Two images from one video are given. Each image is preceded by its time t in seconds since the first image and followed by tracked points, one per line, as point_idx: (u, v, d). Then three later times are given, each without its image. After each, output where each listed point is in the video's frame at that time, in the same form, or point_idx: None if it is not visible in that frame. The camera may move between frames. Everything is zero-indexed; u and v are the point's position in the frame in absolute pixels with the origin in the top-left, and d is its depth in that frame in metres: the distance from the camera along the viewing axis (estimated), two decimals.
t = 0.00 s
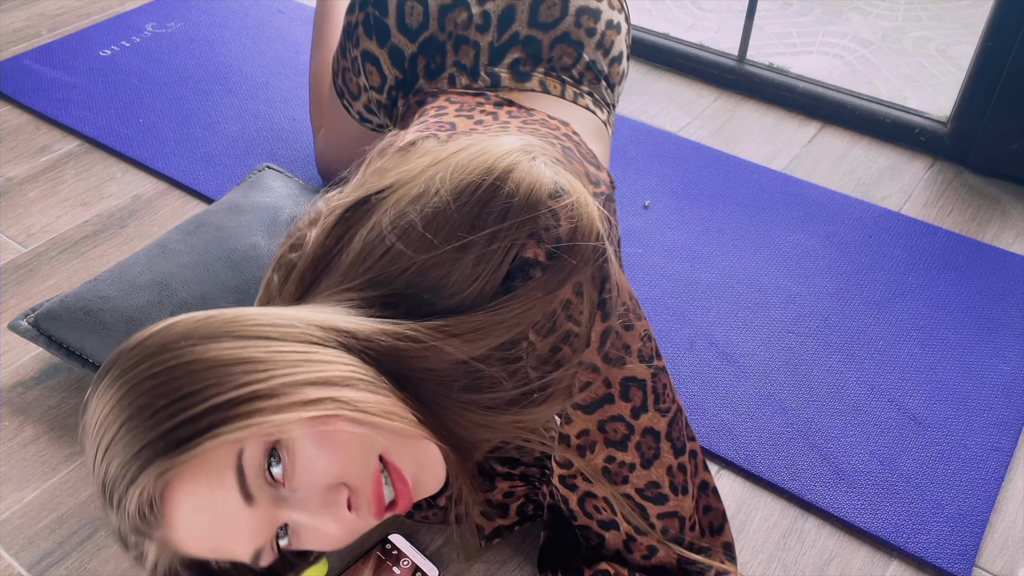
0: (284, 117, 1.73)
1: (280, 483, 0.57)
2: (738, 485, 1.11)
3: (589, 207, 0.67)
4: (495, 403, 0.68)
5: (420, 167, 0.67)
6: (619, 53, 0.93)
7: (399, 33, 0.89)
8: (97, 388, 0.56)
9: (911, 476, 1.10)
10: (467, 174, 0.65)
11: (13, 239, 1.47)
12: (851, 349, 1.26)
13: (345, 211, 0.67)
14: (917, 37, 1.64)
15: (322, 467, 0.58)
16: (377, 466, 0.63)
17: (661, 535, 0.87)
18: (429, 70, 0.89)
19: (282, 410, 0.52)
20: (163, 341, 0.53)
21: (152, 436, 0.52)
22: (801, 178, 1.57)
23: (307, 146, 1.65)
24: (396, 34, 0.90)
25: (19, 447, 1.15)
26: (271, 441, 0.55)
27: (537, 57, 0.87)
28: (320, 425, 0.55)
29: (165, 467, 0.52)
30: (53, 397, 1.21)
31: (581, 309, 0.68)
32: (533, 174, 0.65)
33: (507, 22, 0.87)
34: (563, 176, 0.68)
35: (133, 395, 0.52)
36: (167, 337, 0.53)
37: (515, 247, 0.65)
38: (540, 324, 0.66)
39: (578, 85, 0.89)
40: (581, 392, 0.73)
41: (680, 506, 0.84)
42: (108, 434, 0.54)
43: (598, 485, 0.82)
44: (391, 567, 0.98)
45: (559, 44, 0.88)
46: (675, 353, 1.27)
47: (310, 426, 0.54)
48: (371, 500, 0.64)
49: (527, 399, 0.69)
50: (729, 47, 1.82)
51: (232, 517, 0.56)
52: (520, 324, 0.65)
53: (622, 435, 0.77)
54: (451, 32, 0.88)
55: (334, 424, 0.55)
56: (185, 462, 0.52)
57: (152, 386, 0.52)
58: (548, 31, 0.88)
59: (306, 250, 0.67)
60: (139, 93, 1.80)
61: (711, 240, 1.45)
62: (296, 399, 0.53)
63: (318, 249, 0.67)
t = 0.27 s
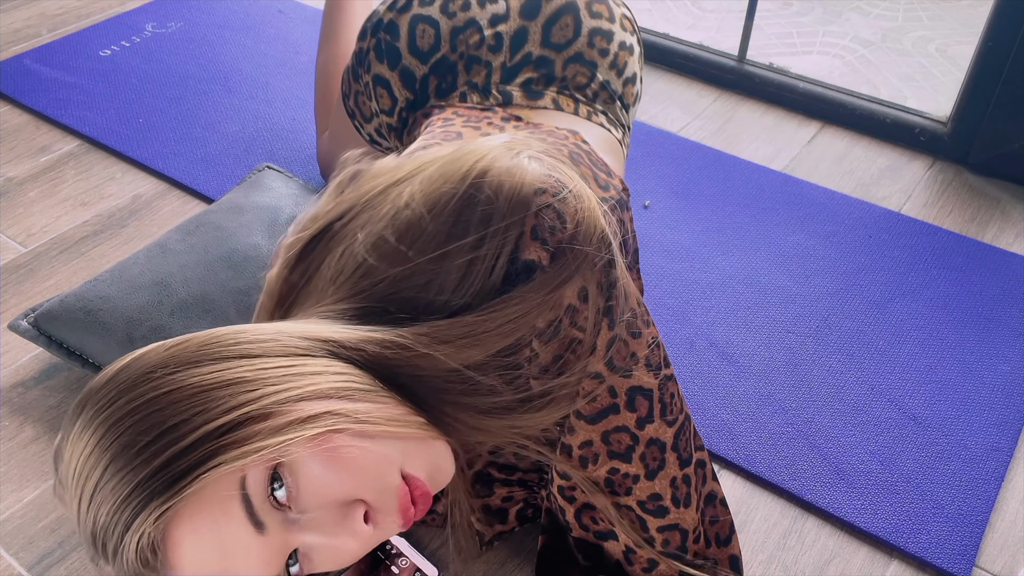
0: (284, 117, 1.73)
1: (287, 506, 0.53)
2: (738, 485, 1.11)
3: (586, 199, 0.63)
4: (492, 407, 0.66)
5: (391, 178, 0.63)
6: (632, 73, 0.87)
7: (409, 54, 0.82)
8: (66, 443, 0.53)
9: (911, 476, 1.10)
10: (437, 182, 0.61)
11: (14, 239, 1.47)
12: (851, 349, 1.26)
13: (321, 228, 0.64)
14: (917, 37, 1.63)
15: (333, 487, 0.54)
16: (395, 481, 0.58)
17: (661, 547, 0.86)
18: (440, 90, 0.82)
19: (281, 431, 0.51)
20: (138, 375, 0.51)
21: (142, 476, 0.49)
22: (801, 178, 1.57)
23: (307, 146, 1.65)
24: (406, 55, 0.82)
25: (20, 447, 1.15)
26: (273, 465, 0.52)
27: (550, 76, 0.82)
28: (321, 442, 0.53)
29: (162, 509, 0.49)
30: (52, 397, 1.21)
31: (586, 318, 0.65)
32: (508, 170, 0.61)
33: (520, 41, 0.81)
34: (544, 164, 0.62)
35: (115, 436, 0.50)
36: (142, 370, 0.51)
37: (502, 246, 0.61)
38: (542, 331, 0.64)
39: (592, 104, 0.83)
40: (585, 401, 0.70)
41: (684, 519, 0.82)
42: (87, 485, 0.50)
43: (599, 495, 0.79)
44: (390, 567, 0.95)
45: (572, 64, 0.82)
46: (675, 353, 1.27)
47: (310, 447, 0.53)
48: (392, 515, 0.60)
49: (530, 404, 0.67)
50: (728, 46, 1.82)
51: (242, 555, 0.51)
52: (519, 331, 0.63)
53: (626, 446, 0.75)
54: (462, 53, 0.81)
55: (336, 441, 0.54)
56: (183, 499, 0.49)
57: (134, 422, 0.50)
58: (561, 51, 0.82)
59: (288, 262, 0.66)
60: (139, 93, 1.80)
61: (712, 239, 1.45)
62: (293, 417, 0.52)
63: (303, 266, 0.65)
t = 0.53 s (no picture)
0: (284, 117, 1.73)
1: (274, 502, 0.53)
2: (738, 485, 1.11)
3: (579, 205, 0.63)
4: (481, 412, 0.66)
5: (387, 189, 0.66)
6: (647, 102, 0.87)
7: (425, 71, 0.82)
8: (46, 441, 0.52)
9: (911, 476, 1.10)
10: (427, 181, 0.63)
11: (13, 239, 1.47)
12: (851, 349, 1.26)
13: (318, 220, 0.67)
14: (917, 37, 1.63)
15: (320, 483, 0.54)
16: (381, 477, 0.58)
17: (661, 554, 0.84)
18: (453, 107, 0.83)
19: (267, 423, 0.51)
20: (119, 372, 0.51)
21: (126, 470, 0.48)
22: (800, 178, 1.57)
23: (307, 146, 1.65)
24: (422, 72, 0.82)
25: (20, 447, 1.15)
26: (260, 457, 0.52)
27: (563, 101, 0.82)
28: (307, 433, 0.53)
29: (144, 504, 0.48)
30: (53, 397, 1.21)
31: (577, 319, 0.63)
32: (499, 175, 0.62)
33: (536, 65, 0.82)
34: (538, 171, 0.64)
35: (96, 432, 0.49)
36: (123, 367, 0.51)
37: (490, 248, 0.62)
38: (533, 333, 0.63)
39: (604, 130, 0.83)
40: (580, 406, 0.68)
41: (683, 527, 0.80)
42: (70, 482, 0.50)
43: (596, 498, 0.79)
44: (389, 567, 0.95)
45: (587, 89, 0.82)
46: (675, 353, 1.27)
47: (297, 438, 0.52)
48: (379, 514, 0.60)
49: (523, 408, 0.67)
50: (729, 46, 1.82)
51: (229, 548, 0.51)
52: (509, 333, 0.63)
53: (624, 452, 0.73)
54: (478, 72, 0.82)
55: (322, 432, 0.53)
56: (167, 493, 0.49)
57: (116, 418, 0.49)
58: (576, 77, 0.82)
59: (285, 251, 0.68)
60: (140, 93, 1.80)
61: (712, 239, 1.45)
62: (280, 409, 0.51)
63: (300, 254, 0.67)
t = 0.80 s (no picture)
0: (284, 117, 1.73)
1: (273, 506, 0.53)
2: (738, 485, 1.11)
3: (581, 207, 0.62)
4: (483, 411, 0.66)
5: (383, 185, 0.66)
6: (646, 114, 0.86)
7: (424, 72, 0.81)
8: (50, 438, 0.52)
9: (911, 476, 1.10)
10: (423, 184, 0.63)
11: (13, 239, 1.47)
12: (851, 348, 1.26)
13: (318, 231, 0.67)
14: (917, 37, 1.64)
15: (319, 486, 0.54)
16: (381, 480, 0.58)
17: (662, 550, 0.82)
18: (449, 112, 0.83)
19: (267, 428, 0.51)
20: (125, 372, 0.51)
21: (124, 474, 0.49)
22: (800, 178, 1.57)
23: (307, 146, 1.65)
24: (421, 73, 0.81)
25: (20, 447, 1.15)
26: (259, 460, 0.52)
27: (559, 111, 0.81)
28: (307, 438, 0.52)
29: (144, 506, 0.48)
30: (53, 397, 1.21)
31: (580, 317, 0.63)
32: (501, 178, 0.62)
33: (535, 74, 0.81)
34: (540, 174, 0.63)
35: (95, 434, 0.49)
36: (129, 368, 0.51)
37: (488, 249, 0.63)
38: (535, 333, 0.63)
39: (598, 141, 0.83)
40: (582, 404, 0.68)
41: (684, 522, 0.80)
42: (70, 482, 0.50)
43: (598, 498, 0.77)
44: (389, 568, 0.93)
45: (584, 100, 0.81)
46: (675, 353, 1.27)
47: (296, 443, 0.52)
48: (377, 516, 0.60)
49: (522, 408, 0.67)
50: (729, 46, 1.82)
51: (224, 553, 0.51)
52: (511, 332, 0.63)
53: (627, 450, 0.72)
54: (476, 78, 0.81)
55: (322, 436, 0.53)
56: (167, 496, 0.49)
57: (120, 419, 0.49)
58: (574, 87, 0.81)
59: (288, 256, 0.69)
60: (140, 93, 1.80)
61: (712, 239, 1.45)
62: (281, 413, 0.51)
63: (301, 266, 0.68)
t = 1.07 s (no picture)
0: (284, 117, 1.73)
1: (288, 487, 0.55)
2: (738, 486, 1.11)
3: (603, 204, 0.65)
4: (501, 410, 0.68)
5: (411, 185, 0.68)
6: (631, 81, 0.89)
7: (407, 76, 0.86)
8: (70, 402, 0.53)
9: (911, 476, 1.10)
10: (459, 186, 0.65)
11: (14, 239, 1.47)
12: (852, 348, 1.26)
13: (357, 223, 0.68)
14: (918, 37, 1.64)
15: (334, 469, 0.56)
16: (393, 468, 0.60)
17: (671, 549, 0.83)
18: (440, 109, 0.86)
19: (291, 404, 0.52)
20: (152, 340, 0.51)
21: (146, 439, 0.49)
22: (801, 178, 1.57)
23: (308, 146, 1.65)
24: (404, 77, 0.86)
25: (20, 447, 1.15)
26: (279, 439, 0.53)
27: (549, 93, 0.84)
28: (329, 421, 0.54)
29: (161, 474, 0.49)
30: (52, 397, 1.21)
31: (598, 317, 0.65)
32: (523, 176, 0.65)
33: (518, 57, 0.84)
34: (560, 172, 0.66)
35: (118, 399, 0.50)
36: (156, 336, 0.51)
37: (509, 245, 0.65)
38: (555, 330, 0.65)
39: (593, 117, 0.85)
40: (598, 403, 0.70)
41: (694, 524, 0.80)
42: (88, 446, 0.50)
43: (609, 495, 0.79)
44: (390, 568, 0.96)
45: (571, 78, 0.84)
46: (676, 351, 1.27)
47: (317, 424, 0.53)
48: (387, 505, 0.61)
49: (538, 406, 0.69)
50: (729, 46, 1.82)
51: (236, 527, 0.52)
52: (532, 330, 0.65)
53: (640, 448, 0.74)
54: (461, 73, 0.84)
55: (343, 420, 0.55)
56: (184, 466, 0.49)
57: (143, 385, 0.50)
58: (559, 67, 0.84)
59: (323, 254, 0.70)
60: (140, 93, 1.80)
61: (712, 239, 1.45)
62: (305, 393, 0.52)
63: (335, 255, 0.70)
